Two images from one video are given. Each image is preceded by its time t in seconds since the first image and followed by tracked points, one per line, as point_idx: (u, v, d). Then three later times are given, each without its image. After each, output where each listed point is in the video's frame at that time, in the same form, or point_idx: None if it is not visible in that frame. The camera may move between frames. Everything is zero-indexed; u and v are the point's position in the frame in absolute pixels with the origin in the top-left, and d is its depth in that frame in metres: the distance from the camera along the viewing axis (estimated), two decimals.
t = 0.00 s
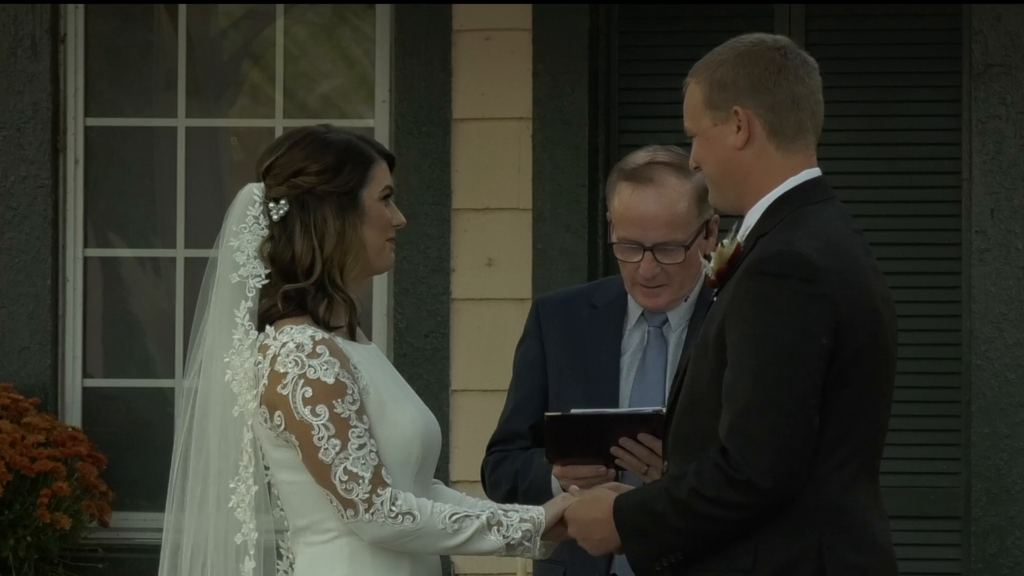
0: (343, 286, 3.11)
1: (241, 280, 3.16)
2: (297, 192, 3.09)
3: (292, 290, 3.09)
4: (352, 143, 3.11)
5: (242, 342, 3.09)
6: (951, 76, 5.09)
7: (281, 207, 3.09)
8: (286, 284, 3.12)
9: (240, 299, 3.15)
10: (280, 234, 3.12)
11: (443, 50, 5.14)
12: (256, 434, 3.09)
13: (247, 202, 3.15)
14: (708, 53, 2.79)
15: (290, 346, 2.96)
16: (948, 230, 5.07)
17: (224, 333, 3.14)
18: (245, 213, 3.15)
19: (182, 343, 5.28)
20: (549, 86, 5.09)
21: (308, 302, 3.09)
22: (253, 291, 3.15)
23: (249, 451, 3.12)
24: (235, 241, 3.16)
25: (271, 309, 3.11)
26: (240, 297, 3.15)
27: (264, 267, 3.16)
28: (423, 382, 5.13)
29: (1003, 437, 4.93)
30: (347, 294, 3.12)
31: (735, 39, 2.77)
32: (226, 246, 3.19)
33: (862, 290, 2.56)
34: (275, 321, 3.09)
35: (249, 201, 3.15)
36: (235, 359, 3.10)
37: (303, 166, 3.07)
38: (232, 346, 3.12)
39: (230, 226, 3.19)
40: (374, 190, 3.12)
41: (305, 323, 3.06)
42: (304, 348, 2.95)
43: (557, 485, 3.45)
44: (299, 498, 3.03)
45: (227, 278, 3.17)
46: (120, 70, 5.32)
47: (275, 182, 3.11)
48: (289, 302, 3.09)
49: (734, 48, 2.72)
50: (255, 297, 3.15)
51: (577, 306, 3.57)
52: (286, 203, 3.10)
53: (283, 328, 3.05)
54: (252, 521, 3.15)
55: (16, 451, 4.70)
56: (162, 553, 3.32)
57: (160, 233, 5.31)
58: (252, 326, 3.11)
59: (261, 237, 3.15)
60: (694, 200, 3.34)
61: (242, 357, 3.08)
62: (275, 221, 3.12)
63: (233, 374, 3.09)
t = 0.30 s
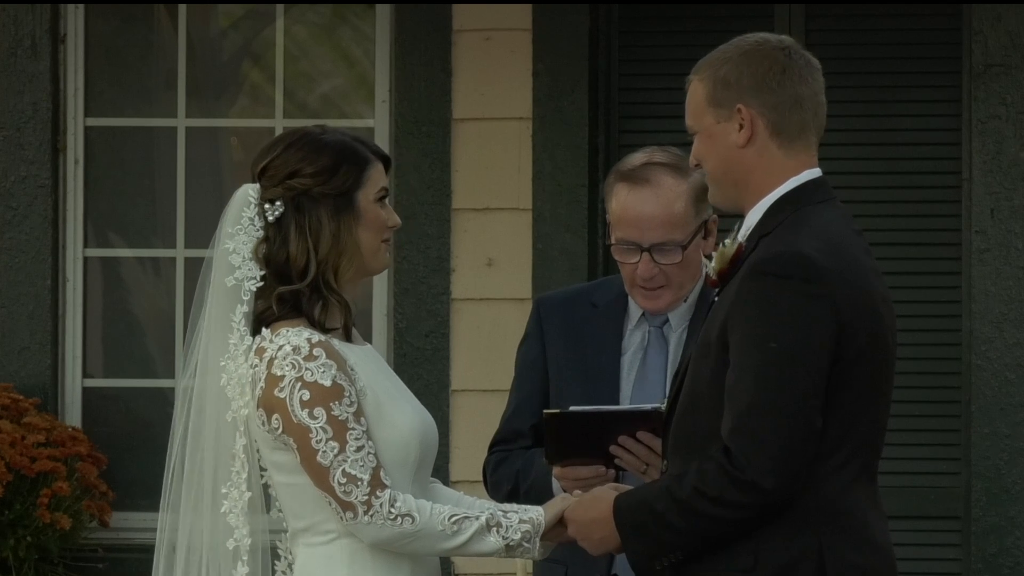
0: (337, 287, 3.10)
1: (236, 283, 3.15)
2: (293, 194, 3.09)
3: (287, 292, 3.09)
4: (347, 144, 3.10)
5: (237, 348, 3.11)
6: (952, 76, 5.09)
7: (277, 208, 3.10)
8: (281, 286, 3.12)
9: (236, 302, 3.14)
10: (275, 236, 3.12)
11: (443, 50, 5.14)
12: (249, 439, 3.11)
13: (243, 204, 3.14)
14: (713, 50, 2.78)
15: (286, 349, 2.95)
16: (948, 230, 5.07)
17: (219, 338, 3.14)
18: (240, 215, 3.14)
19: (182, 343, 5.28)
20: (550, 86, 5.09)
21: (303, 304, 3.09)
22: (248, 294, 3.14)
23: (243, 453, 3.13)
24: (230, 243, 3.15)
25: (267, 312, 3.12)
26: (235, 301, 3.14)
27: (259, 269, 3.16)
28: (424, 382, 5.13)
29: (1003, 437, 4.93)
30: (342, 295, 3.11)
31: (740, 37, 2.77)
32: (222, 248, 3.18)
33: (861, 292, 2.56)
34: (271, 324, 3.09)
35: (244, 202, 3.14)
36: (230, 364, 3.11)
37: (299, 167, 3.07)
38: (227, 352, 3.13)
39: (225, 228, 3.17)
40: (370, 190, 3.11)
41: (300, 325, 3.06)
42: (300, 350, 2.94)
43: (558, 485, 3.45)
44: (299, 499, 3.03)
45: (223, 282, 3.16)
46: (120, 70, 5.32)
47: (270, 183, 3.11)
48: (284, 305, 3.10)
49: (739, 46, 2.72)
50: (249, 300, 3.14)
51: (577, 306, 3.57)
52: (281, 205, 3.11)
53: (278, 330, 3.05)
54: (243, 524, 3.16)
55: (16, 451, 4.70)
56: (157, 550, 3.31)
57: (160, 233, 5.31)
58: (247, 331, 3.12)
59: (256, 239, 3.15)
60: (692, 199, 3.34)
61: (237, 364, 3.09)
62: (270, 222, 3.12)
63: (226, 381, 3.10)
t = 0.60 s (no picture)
0: (337, 287, 3.11)
1: (235, 283, 3.14)
2: (291, 194, 3.09)
3: (285, 292, 3.09)
4: (348, 144, 3.11)
5: (236, 348, 3.11)
6: (952, 76, 5.09)
7: (276, 208, 3.10)
8: (280, 285, 3.12)
9: (234, 302, 3.14)
10: (275, 235, 3.12)
11: (442, 50, 5.14)
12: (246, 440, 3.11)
13: (242, 204, 3.14)
14: (715, 48, 2.78)
15: (288, 350, 2.95)
16: (948, 230, 5.07)
17: (218, 337, 3.14)
18: (239, 215, 3.14)
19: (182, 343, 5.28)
20: (550, 86, 5.09)
21: (303, 303, 3.08)
22: (247, 294, 3.14)
23: (239, 453, 3.13)
24: (229, 243, 3.15)
25: (265, 312, 3.11)
26: (234, 301, 3.14)
27: (258, 269, 3.15)
28: (423, 382, 5.13)
29: (1003, 437, 4.93)
30: (342, 295, 3.11)
31: (742, 36, 2.76)
32: (221, 248, 3.18)
33: (861, 293, 2.56)
34: (269, 325, 3.09)
35: (243, 202, 3.14)
36: (228, 364, 3.11)
37: (298, 167, 3.07)
38: (226, 352, 3.13)
39: (224, 228, 3.17)
40: (369, 190, 3.11)
41: (300, 326, 3.05)
42: (302, 351, 2.94)
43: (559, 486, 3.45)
44: (299, 501, 3.03)
45: (221, 282, 3.16)
46: (121, 70, 5.32)
47: (270, 183, 3.11)
48: (283, 305, 3.09)
49: (742, 45, 2.72)
50: (249, 300, 3.14)
51: (577, 306, 3.57)
52: (280, 205, 3.11)
53: (279, 331, 3.04)
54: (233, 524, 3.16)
55: (16, 451, 4.70)
56: (155, 550, 3.31)
57: (160, 233, 5.31)
58: (246, 331, 3.12)
59: (254, 238, 3.15)
60: (691, 184, 3.41)
61: (235, 363, 3.09)
62: (269, 222, 3.12)
63: (224, 380, 3.10)
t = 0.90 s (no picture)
0: (334, 287, 3.11)
1: (233, 281, 3.14)
2: (289, 194, 3.09)
3: (283, 292, 3.09)
4: (346, 145, 3.10)
5: (234, 346, 3.10)
6: (952, 77, 5.09)
7: (274, 207, 3.11)
8: (279, 285, 3.12)
9: (232, 302, 3.14)
10: (273, 235, 3.13)
11: (442, 50, 5.14)
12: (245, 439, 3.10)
13: (241, 203, 3.15)
14: (713, 47, 2.77)
15: (286, 349, 2.95)
16: (948, 230, 5.07)
17: (217, 335, 3.14)
18: (238, 214, 3.15)
19: (181, 343, 5.28)
20: (549, 86, 5.09)
21: (300, 303, 3.09)
22: (244, 293, 3.14)
23: (238, 453, 3.13)
24: (228, 242, 3.16)
25: (263, 311, 3.11)
26: (232, 300, 3.14)
27: (255, 268, 3.15)
28: (423, 382, 5.13)
29: (1003, 437, 4.93)
30: (339, 295, 3.12)
31: (740, 35, 2.76)
32: (219, 247, 3.19)
33: (854, 293, 2.56)
34: (268, 324, 3.09)
35: (242, 202, 3.15)
36: (227, 362, 3.10)
37: (296, 167, 3.07)
38: (224, 351, 3.13)
39: (224, 227, 3.19)
40: (367, 191, 3.11)
41: (298, 325, 3.05)
42: (300, 351, 2.94)
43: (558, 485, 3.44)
44: (297, 500, 3.02)
45: (220, 280, 3.16)
46: (121, 70, 5.33)
47: (268, 182, 3.11)
48: (280, 305, 3.09)
49: (740, 44, 2.71)
50: (246, 300, 3.14)
51: (578, 307, 3.57)
52: (278, 204, 3.11)
53: (278, 330, 3.04)
54: (234, 522, 3.16)
55: (16, 451, 4.70)
56: (156, 552, 3.31)
57: (160, 233, 5.31)
58: (243, 330, 3.11)
59: (252, 237, 3.15)
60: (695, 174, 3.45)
61: (234, 363, 3.08)
62: (267, 221, 3.12)
63: (222, 380, 3.10)
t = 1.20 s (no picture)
0: (329, 287, 3.11)
1: (228, 284, 3.15)
2: (282, 195, 3.09)
3: (277, 292, 3.09)
4: (339, 145, 3.10)
5: (229, 348, 3.11)
6: (952, 76, 5.09)
7: (267, 208, 3.10)
8: (273, 286, 3.12)
9: (227, 303, 3.15)
10: (267, 236, 3.12)
11: (442, 50, 5.14)
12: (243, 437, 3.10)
13: (233, 205, 3.14)
14: (706, 49, 2.78)
15: (281, 350, 2.95)
16: (948, 230, 5.07)
17: (212, 338, 3.16)
18: (231, 216, 3.15)
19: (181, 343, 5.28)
20: (549, 86, 5.09)
21: (293, 303, 3.08)
22: (239, 295, 3.14)
23: (236, 454, 3.13)
24: (222, 244, 3.16)
25: (258, 313, 3.11)
26: (227, 302, 3.15)
27: (252, 270, 3.16)
28: (424, 382, 5.13)
29: (1003, 437, 4.93)
30: (333, 295, 3.12)
31: (733, 37, 2.76)
32: (213, 249, 3.18)
33: (849, 294, 2.56)
34: (263, 326, 3.09)
35: (234, 204, 3.15)
36: (223, 364, 3.11)
37: (289, 168, 3.07)
38: (220, 353, 3.14)
39: (217, 229, 3.18)
40: (360, 191, 3.11)
41: (295, 327, 3.05)
42: (295, 352, 2.94)
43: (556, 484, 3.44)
44: (295, 500, 3.02)
45: (215, 283, 3.17)
46: (121, 70, 5.33)
47: (261, 184, 3.11)
48: (275, 306, 3.09)
49: (732, 46, 2.72)
50: (241, 301, 3.14)
51: (576, 308, 3.57)
52: (271, 205, 3.10)
53: (273, 332, 3.04)
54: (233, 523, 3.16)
55: (16, 451, 4.70)
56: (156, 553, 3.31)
57: (160, 233, 5.31)
58: (238, 332, 3.12)
59: (247, 239, 3.15)
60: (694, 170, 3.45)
61: (229, 364, 3.10)
62: (261, 222, 3.12)
63: (218, 381, 3.11)
